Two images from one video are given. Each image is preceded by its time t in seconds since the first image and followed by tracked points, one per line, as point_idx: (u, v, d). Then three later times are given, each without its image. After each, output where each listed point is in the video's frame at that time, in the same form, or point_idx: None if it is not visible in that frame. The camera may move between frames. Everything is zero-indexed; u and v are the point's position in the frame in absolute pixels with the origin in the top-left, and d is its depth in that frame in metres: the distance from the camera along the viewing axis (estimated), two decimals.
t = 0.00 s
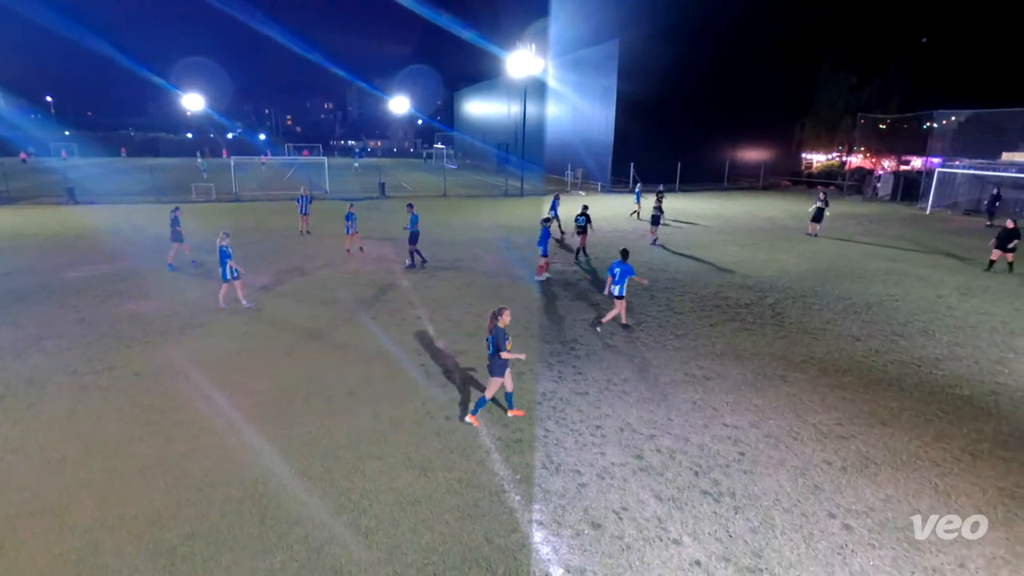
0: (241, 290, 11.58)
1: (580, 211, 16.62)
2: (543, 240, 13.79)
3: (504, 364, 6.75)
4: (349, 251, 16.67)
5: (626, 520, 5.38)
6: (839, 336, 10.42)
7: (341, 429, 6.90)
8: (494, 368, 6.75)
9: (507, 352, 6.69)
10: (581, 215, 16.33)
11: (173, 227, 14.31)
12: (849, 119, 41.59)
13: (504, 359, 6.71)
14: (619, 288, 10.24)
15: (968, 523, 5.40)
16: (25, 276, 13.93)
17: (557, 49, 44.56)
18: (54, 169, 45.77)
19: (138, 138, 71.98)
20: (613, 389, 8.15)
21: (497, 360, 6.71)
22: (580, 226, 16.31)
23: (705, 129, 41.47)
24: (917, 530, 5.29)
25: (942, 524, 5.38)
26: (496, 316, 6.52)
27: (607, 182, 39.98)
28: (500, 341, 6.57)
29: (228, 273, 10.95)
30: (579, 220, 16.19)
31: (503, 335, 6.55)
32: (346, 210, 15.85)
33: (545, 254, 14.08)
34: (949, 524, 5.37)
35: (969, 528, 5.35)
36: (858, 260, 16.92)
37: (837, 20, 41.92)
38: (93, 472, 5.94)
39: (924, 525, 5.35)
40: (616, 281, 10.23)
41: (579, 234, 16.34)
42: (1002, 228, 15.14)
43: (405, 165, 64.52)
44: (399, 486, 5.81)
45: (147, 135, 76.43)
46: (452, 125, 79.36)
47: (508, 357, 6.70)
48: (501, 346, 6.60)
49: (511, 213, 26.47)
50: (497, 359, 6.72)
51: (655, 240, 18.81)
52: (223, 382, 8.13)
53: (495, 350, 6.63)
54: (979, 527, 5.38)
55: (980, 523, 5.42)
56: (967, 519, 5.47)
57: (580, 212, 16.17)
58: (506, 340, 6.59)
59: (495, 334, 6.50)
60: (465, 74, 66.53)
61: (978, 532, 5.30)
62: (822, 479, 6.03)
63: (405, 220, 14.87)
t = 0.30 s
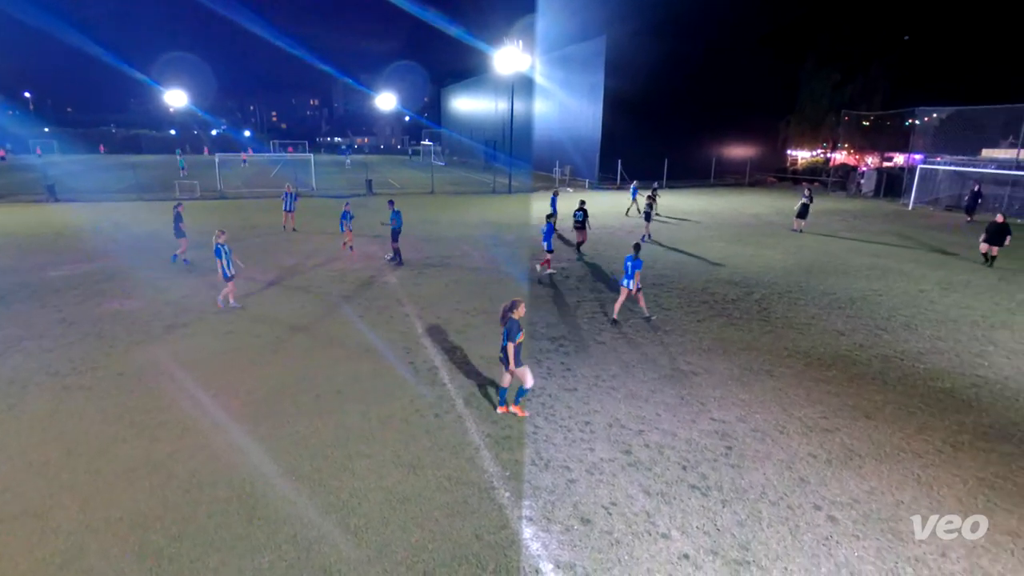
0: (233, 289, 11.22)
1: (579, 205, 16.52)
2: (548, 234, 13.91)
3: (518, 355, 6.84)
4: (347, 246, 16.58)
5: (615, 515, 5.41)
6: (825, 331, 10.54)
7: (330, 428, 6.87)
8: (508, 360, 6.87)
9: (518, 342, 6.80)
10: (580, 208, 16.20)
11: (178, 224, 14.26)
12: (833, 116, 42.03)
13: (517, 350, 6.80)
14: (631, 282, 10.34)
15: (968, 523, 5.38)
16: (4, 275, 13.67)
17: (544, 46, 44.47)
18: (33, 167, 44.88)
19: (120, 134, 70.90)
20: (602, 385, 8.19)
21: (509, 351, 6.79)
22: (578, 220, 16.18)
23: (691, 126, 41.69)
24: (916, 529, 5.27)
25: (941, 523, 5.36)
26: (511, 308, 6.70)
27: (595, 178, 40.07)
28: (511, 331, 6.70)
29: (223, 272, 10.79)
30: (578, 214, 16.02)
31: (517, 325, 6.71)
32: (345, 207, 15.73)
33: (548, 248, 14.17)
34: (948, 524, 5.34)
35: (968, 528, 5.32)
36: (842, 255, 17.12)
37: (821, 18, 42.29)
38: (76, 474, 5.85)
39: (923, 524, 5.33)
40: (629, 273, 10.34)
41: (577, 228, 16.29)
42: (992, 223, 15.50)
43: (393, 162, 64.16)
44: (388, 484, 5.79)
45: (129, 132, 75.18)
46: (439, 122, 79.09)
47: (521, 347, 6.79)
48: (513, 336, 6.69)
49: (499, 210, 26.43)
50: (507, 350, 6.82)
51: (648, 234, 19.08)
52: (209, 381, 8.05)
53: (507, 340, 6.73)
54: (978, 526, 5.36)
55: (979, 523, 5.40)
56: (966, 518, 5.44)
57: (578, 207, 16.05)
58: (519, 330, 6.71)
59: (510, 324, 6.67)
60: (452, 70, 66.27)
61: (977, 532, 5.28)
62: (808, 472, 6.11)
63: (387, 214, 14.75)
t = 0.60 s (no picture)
0: (226, 292, 10.98)
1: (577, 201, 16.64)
2: (552, 231, 14.32)
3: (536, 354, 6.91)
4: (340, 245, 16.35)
5: (604, 511, 5.44)
6: (810, 327, 10.67)
7: (319, 427, 6.84)
8: (525, 360, 6.96)
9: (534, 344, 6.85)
10: (578, 206, 16.25)
11: (178, 223, 14.07)
12: (817, 113, 42.59)
13: (533, 349, 6.84)
14: (645, 276, 10.59)
15: (968, 523, 5.36)
16: None
17: (531, 43, 44.42)
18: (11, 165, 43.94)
19: (101, 131, 69.80)
20: (591, 382, 8.23)
21: (526, 351, 6.85)
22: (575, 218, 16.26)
23: (678, 124, 41.91)
24: (916, 529, 5.25)
25: (941, 523, 5.34)
26: (529, 308, 6.80)
27: (582, 176, 40.12)
28: (529, 332, 6.74)
29: (218, 273, 10.59)
30: (575, 212, 16.09)
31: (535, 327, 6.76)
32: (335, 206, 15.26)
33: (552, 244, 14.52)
34: (948, 524, 5.33)
35: (968, 528, 5.31)
36: (827, 251, 17.31)
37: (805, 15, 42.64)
38: (60, 477, 5.77)
39: (923, 524, 5.32)
40: (642, 268, 10.57)
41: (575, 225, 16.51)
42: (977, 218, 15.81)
43: (380, 160, 63.87)
44: (377, 483, 5.77)
45: (111, 129, 73.93)
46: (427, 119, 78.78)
47: (536, 347, 6.85)
48: (530, 337, 6.73)
49: (487, 208, 26.42)
50: (523, 350, 6.87)
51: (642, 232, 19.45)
52: (196, 382, 7.98)
53: (523, 340, 6.78)
54: (978, 526, 5.34)
55: (979, 523, 5.38)
56: (966, 518, 5.43)
57: (575, 204, 16.10)
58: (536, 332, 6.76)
59: (528, 326, 6.72)
60: (440, 68, 66.02)
61: (977, 531, 5.27)
62: (794, 466, 6.18)
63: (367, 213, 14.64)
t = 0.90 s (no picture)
0: (215, 294, 10.81)
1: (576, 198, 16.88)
2: (557, 228, 14.43)
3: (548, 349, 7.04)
4: (329, 246, 16.24)
5: (596, 509, 5.46)
6: (798, 324, 10.76)
7: (309, 427, 6.82)
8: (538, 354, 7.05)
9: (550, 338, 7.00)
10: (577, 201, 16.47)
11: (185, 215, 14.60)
12: (804, 113, 42.88)
13: (547, 344, 6.99)
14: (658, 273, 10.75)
15: (968, 523, 5.35)
16: None
17: (521, 41, 44.36)
18: None
19: (85, 129, 68.78)
20: (582, 380, 8.25)
21: (540, 346, 6.97)
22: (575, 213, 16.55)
23: (668, 122, 42.09)
24: (916, 530, 5.23)
25: (941, 523, 5.33)
26: (545, 303, 6.87)
27: (572, 174, 40.13)
28: (543, 328, 6.87)
29: (209, 273, 10.42)
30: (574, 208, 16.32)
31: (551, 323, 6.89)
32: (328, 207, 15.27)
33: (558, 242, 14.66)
34: (948, 524, 5.32)
35: (968, 528, 5.30)
36: (815, 249, 17.46)
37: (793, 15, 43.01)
38: (46, 480, 5.70)
39: (924, 525, 5.30)
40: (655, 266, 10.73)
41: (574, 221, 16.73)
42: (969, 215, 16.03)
43: (369, 158, 63.41)
44: (368, 483, 5.75)
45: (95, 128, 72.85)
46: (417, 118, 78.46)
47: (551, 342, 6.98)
48: (544, 332, 6.88)
49: (477, 207, 26.38)
50: (537, 344, 7.01)
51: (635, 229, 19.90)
52: (185, 383, 7.91)
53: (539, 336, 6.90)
54: (978, 526, 5.33)
55: (980, 523, 5.37)
56: (967, 518, 5.41)
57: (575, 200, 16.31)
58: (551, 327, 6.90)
59: (544, 322, 6.83)
60: (430, 66, 65.81)
61: (977, 532, 5.25)
62: (783, 462, 6.24)
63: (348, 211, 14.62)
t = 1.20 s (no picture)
0: (200, 296, 10.63)
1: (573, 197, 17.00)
2: (562, 228, 14.44)
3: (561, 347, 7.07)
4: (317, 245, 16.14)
5: (587, 507, 5.47)
6: (786, 321, 10.87)
7: (298, 428, 6.77)
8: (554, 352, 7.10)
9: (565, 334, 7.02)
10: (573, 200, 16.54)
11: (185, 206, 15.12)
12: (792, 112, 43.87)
13: (562, 341, 7.02)
14: (669, 270, 10.79)
15: (968, 523, 5.35)
16: None
17: (510, 41, 44.32)
18: None
19: (68, 129, 67.76)
20: (572, 378, 8.27)
21: (555, 343, 7.00)
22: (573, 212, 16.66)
23: (656, 122, 42.29)
24: (917, 530, 5.23)
25: (941, 524, 5.32)
26: (559, 301, 6.86)
27: (562, 174, 40.19)
28: (558, 325, 6.89)
29: (190, 275, 10.22)
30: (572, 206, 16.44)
31: (564, 321, 6.88)
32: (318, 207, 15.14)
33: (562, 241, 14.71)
34: (949, 524, 5.31)
35: (969, 528, 5.29)
36: (801, 247, 17.63)
37: (779, 15, 43.40)
38: (30, 484, 5.62)
39: (924, 525, 5.29)
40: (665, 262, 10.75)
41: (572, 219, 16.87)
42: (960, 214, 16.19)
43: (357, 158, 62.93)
44: (358, 484, 5.73)
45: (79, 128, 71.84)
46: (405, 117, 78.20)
47: (567, 339, 7.02)
48: (558, 330, 6.89)
49: (467, 206, 26.37)
50: (553, 341, 7.03)
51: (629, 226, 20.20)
52: (172, 384, 7.84)
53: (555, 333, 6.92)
54: (978, 526, 5.34)
55: (979, 523, 5.38)
56: (967, 519, 5.41)
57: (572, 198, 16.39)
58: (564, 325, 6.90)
59: (558, 319, 6.85)
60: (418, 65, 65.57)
61: (978, 532, 5.25)
62: (771, 458, 6.30)
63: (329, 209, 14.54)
